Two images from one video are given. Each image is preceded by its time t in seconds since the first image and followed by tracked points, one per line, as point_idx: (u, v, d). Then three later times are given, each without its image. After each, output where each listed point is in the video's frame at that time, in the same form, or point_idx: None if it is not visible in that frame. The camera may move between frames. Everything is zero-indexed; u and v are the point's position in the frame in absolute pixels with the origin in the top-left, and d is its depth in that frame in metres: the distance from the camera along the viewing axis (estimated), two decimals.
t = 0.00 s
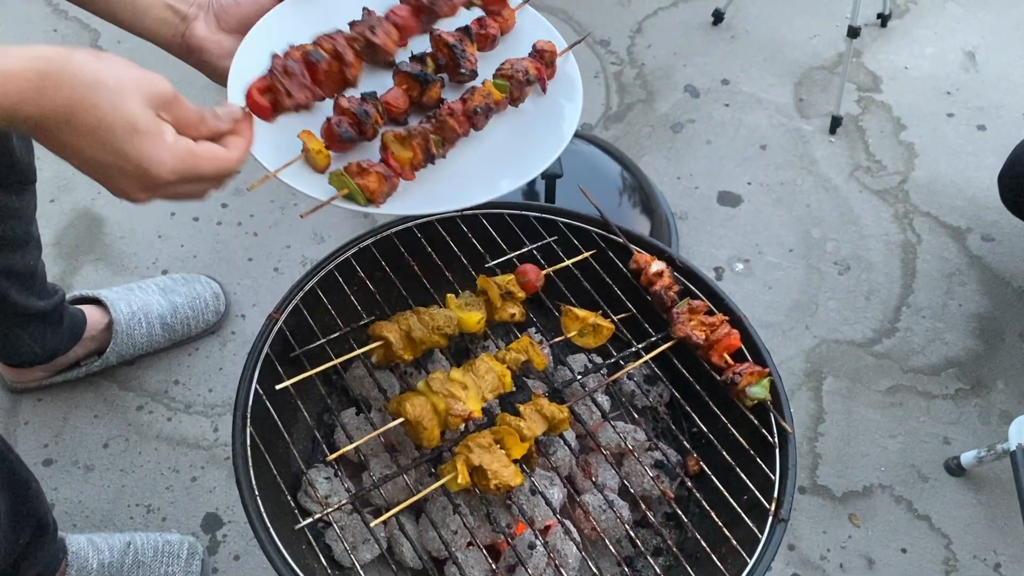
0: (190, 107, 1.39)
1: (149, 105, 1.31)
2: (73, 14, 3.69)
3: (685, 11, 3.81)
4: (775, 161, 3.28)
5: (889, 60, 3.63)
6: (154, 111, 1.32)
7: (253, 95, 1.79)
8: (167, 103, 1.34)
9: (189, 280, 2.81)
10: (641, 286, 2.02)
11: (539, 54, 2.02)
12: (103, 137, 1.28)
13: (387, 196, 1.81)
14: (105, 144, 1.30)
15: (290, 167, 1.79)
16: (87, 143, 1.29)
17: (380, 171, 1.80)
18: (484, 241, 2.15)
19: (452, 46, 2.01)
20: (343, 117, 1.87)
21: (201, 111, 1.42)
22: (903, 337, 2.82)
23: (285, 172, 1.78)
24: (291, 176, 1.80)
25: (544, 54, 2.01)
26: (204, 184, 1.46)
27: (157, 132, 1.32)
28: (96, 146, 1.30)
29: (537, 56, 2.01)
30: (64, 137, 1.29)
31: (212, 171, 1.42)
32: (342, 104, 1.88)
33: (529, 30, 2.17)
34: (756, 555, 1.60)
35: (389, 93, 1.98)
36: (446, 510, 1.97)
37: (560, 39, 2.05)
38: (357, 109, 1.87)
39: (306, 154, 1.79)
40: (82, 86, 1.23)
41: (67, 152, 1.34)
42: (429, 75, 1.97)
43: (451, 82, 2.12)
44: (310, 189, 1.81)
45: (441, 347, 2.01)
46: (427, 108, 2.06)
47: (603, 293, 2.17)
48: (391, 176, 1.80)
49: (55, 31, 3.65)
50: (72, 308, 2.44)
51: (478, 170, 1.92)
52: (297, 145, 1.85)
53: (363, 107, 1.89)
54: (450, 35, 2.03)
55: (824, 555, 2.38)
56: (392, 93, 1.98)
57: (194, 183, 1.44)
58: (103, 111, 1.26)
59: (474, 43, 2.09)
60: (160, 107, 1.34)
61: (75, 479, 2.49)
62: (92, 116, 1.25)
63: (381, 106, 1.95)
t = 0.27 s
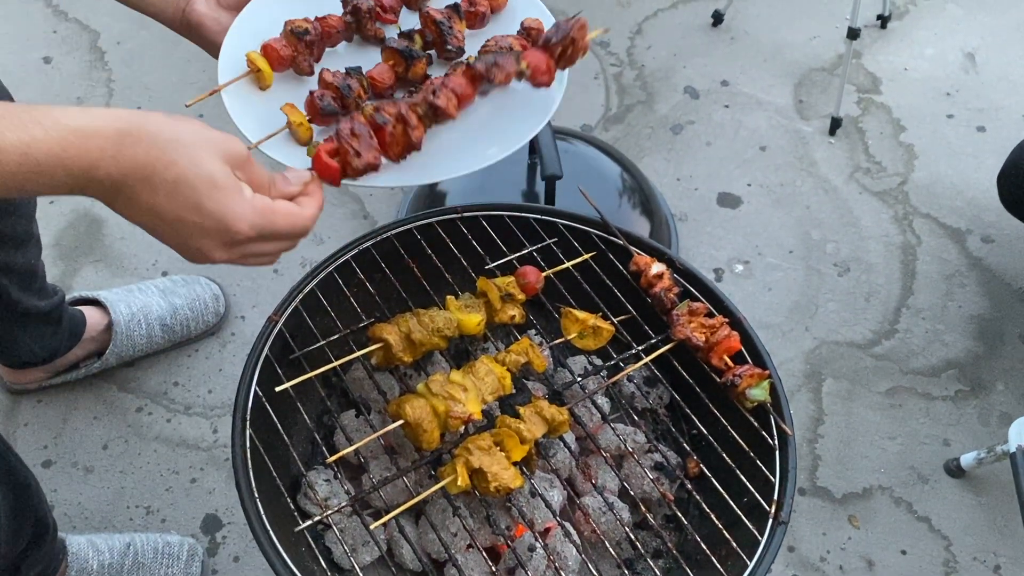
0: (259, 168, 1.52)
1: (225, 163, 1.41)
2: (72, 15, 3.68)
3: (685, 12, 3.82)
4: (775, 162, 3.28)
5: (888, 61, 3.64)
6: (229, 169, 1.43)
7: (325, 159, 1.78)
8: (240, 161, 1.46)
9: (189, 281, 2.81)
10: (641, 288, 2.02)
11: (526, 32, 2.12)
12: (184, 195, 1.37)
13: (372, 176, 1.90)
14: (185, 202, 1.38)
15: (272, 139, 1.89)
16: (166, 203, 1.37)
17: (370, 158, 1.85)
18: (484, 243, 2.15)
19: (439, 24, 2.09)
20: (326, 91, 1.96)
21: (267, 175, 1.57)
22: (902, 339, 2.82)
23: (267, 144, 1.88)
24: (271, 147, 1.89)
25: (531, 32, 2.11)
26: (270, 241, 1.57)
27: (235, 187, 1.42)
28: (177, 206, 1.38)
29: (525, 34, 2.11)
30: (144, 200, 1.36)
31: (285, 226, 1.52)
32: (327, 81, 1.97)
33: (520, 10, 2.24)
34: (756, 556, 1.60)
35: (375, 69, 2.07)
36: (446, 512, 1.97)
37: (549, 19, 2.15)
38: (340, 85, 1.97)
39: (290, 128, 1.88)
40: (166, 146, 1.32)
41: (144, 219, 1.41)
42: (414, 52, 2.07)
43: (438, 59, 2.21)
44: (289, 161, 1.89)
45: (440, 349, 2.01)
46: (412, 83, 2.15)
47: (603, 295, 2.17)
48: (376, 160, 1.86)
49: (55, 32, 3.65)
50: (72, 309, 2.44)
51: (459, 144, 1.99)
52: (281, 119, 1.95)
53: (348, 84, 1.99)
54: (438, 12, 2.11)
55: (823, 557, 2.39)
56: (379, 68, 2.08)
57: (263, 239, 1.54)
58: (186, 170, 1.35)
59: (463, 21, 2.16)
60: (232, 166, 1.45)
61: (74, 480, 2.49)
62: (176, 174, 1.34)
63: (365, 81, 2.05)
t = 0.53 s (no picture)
0: (260, 164, 1.58)
1: (229, 154, 1.47)
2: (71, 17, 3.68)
3: (684, 13, 3.82)
4: (774, 164, 3.28)
5: (888, 63, 3.64)
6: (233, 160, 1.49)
7: (320, 160, 1.83)
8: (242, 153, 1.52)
9: (188, 283, 2.81)
10: (639, 289, 2.02)
11: (516, 17, 2.29)
12: (192, 182, 1.42)
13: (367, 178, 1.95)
14: (194, 189, 1.43)
15: (263, 124, 2.00)
16: (174, 191, 1.42)
17: (363, 161, 1.90)
18: (482, 244, 2.15)
19: (430, 10, 2.23)
20: (317, 77, 2.08)
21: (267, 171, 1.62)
22: (901, 340, 2.82)
23: (257, 128, 1.99)
24: (261, 131, 1.99)
25: (521, 16, 2.29)
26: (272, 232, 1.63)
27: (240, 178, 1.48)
28: (185, 194, 1.43)
29: (515, 19, 2.29)
30: (153, 188, 1.40)
31: (286, 218, 1.59)
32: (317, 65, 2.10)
33: None
34: (754, 559, 1.59)
35: (366, 54, 2.21)
36: (443, 514, 1.96)
37: (538, 4, 2.32)
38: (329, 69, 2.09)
39: (280, 112, 1.99)
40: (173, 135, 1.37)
41: (150, 207, 1.44)
42: (404, 37, 2.20)
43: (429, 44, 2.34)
44: (278, 144, 2.00)
45: (438, 351, 2.01)
46: (401, 68, 2.29)
47: (602, 297, 2.17)
48: (370, 163, 1.91)
49: (54, 33, 3.65)
50: (71, 311, 2.43)
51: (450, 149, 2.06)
52: (272, 104, 2.06)
53: (337, 68, 2.11)
54: None
55: (822, 559, 2.38)
56: (370, 54, 2.21)
57: (267, 229, 1.60)
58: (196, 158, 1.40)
59: (452, 8, 2.31)
60: (235, 159, 1.51)
61: (72, 481, 2.49)
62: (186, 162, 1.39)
63: (356, 66, 2.17)
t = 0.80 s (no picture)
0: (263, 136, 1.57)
1: (225, 122, 1.46)
2: (69, 18, 3.69)
3: (683, 16, 3.82)
4: (773, 165, 3.28)
5: (886, 65, 3.64)
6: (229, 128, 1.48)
7: (325, 135, 1.90)
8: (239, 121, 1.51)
9: (186, 284, 2.81)
10: (637, 291, 2.02)
11: (513, 13, 2.33)
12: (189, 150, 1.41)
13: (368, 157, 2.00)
14: (193, 160, 1.42)
15: (263, 115, 2.02)
16: (173, 161, 1.41)
17: (367, 137, 1.96)
18: (480, 247, 2.15)
19: (427, 5, 2.25)
20: (315, 69, 2.11)
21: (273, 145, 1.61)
22: (899, 342, 2.82)
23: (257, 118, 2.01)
24: (261, 121, 2.01)
25: (518, 12, 2.33)
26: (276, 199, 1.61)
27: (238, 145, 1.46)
28: (184, 163, 1.42)
29: (512, 15, 2.33)
30: (154, 162, 1.40)
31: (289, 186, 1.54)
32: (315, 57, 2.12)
33: None
34: (751, 561, 1.59)
35: (363, 48, 2.23)
36: (441, 516, 1.96)
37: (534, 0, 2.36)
38: (328, 61, 2.12)
39: (278, 103, 2.01)
40: (166, 106, 1.38)
41: (153, 182, 1.45)
42: (401, 31, 2.23)
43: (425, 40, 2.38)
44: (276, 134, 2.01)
45: (435, 353, 2.01)
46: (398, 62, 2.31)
47: (599, 299, 2.17)
48: (372, 140, 1.97)
49: (52, 35, 3.65)
50: (68, 311, 2.43)
51: (452, 130, 2.14)
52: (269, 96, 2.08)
53: (335, 60, 2.14)
54: None
55: (820, 561, 2.38)
56: (367, 48, 2.24)
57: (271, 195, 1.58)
58: (190, 128, 1.40)
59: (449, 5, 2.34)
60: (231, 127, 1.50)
61: (70, 483, 2.49)
62: (180, 132, 1.39)
63: (353, 59, 2.20)
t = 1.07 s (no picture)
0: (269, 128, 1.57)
1: (230, 111, 1.46)
2: (70, 20, 3.69)
3: (682, 18, 3.83)
4: (772, 167, 3.29)
5: (885, 67, 3.64)
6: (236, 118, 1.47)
7: (327, 134, 1.87)
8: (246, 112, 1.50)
9: (185, 285, 2.81)
10: (636, 293, 2.02)
11: (510, 7, 2.34)
12: (195, 139, 1.40)
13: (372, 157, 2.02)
14: (200, 149, 1.41)
15: (262, 111, 2.03)
16: (180, 150, 1.40)
17: (372, 139, 1.98)
18: (479, 248, 2.14)
19: None
20: (314, 65, 2.10)
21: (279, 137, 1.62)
22: (899, 344, 2.82)
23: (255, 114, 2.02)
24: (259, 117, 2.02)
25: (514, 7, 2.33)
26: (285, 189, 1.59)
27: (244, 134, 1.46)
28: (190, 152, 1.41)
29: (508, 8, 2.34)
30: (161, 153, 1.40)
31: (296, 173, 1.55)
32: (313, 53, 2.11)
33: None
34: (749, 563, 1.59)
35: (361, 43, 2.23)
36: (439, 517, 1.96)
37: None
38: (325, 57, 2.11)
39: (277, 100, 2.00)
40: (173, 98, 1.38)
41: (161, 172, 1.43)
42: (398, 26, 2.23)
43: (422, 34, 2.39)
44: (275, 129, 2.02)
45: (434, 354, 2.01)
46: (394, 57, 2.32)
47: (598, 300, 2.17)
48: (378, 142, 1.98)
49: (52, 36, 3.65)
50: (67, 313, 2.43)
51: (453, 124, 2.15)
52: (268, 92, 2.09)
53: (333, 56, 2.12)
54: None
55: (819, 563, 2.37)
56: (364, 43, 2.24)
57: (278, 184, 1.56)
58: (195, 117, 1.39)
59: None
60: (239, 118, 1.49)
61: (68, 485, 2.48)
62: (186, 121, 1.39)
63: (351, 55, 2.20)
